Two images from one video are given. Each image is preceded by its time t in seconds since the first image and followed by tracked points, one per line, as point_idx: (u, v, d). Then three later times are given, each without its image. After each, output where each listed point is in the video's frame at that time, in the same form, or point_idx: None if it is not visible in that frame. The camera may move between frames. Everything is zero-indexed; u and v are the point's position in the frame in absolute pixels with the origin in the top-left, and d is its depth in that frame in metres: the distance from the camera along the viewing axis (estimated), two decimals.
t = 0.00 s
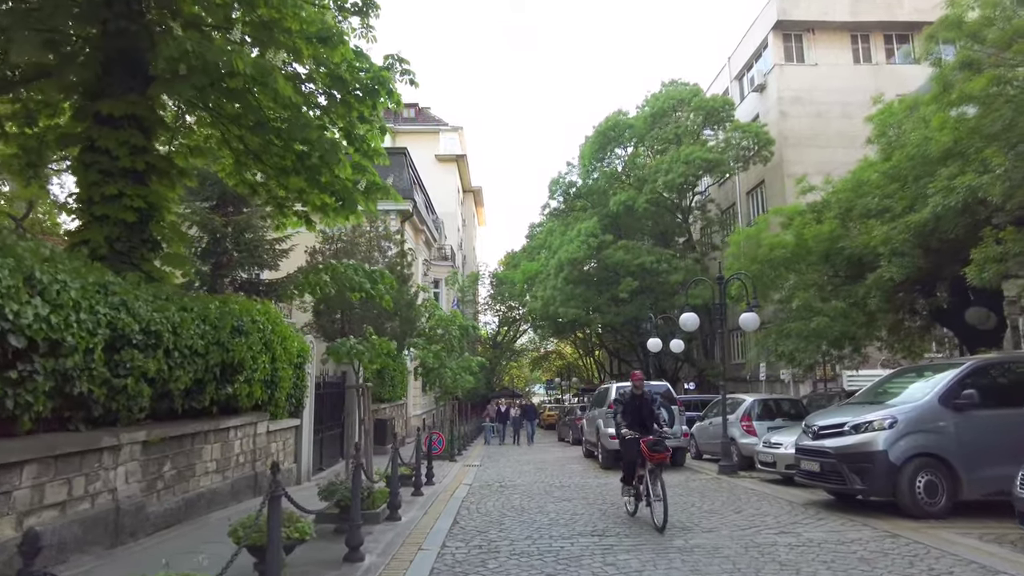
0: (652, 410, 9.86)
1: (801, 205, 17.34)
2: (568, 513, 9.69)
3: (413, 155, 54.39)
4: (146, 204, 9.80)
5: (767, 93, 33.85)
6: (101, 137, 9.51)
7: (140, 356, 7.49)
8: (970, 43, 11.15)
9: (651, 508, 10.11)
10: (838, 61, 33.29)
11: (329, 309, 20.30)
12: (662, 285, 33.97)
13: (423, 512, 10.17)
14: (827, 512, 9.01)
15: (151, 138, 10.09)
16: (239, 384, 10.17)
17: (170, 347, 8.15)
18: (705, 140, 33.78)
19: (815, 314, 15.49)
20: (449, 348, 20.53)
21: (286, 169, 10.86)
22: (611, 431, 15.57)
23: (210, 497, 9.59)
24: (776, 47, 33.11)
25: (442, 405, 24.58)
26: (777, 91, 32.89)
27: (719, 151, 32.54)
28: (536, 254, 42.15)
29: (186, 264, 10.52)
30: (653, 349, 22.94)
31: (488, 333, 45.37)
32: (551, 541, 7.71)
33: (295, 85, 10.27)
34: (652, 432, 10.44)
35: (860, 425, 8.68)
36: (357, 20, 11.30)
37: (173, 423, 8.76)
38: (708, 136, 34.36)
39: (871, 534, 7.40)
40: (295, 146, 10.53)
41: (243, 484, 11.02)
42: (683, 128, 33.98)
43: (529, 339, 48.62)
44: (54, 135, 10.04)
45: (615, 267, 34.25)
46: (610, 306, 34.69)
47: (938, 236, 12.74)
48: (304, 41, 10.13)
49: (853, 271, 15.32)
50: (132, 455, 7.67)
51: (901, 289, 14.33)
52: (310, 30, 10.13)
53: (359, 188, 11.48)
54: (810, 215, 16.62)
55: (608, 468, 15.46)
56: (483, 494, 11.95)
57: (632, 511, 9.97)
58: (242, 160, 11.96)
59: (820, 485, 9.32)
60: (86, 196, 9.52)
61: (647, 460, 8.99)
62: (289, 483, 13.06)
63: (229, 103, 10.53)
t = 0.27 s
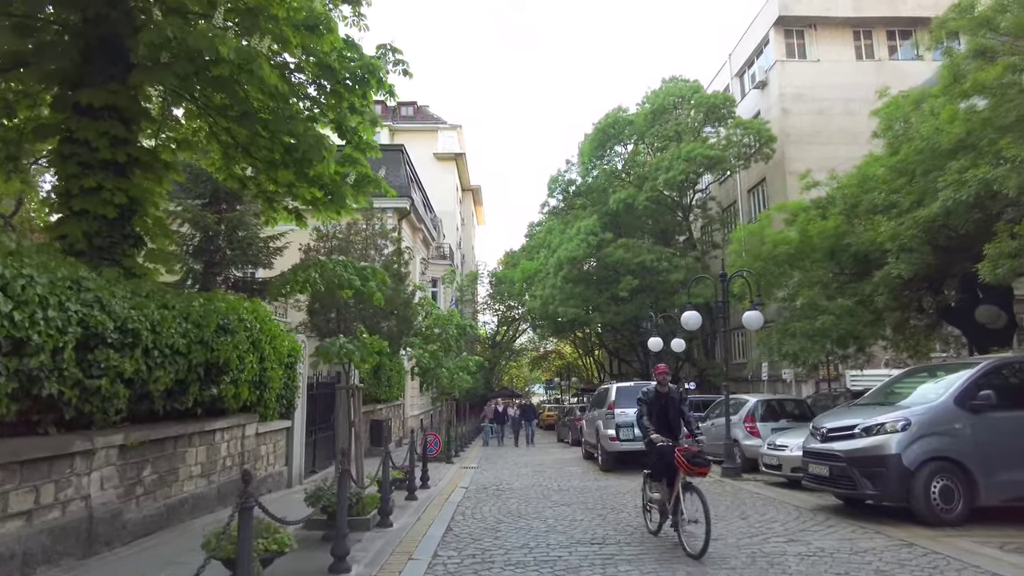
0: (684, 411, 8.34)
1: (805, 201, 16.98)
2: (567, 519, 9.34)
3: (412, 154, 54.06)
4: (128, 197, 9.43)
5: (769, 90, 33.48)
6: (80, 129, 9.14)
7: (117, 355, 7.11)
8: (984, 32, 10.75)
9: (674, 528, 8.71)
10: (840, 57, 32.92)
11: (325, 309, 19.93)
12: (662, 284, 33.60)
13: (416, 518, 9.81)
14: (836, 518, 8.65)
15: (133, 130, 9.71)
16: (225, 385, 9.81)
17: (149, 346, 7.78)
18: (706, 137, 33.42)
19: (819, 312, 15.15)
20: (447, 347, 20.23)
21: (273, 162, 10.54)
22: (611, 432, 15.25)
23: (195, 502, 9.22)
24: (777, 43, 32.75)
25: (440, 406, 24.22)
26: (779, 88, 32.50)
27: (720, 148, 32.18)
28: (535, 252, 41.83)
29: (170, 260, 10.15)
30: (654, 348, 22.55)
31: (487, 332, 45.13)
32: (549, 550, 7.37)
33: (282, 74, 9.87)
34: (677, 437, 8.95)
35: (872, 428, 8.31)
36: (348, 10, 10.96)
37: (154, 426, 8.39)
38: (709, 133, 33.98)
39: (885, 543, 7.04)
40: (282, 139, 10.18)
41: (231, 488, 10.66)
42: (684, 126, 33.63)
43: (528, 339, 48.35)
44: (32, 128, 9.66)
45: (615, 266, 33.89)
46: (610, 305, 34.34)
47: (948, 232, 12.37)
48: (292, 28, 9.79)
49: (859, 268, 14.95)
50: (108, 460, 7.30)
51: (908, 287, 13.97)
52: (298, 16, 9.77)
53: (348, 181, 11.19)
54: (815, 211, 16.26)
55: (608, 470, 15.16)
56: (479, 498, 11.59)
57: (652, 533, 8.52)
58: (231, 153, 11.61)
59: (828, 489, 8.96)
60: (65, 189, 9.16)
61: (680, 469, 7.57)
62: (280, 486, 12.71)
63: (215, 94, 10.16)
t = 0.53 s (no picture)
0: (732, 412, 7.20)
1: (810, 197, 16.64)
2: (568, 524, 8.96)
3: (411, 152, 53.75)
4: (111, 189, 9.06)
5: (771, 86, 33.13)
6: (60, 118, 8.78)
7: (94, 352, 6.76)
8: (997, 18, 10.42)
9: (723, 550, 7.48)
10: (843, 53, 32.57)
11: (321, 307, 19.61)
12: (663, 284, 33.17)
13: (411, 522, 9.46)
14: (849, 522, 8.30)
15: (118, 119, 9.36)
16: (213, 384, 9.46)
17: (131, 342, 7.44)
18: (707, 134, 33.09)
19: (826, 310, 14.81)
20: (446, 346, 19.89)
21: (264, 154, 10.22)
22: (612, 432, 14.91)
23: (181, 505, 8.85)
24: (779, 39, 32.41)
25: (438, 406, 23.86)
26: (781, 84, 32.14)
27: (721, 145, 31.83)
28: (535, 252, 41.48)
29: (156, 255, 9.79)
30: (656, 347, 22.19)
31: (486, 332, 44.85)
32: (549, 557, 7.02)
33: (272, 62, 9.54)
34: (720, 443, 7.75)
35: (886, 428, 7.95)
36: None
37: (137, 426, 8.02)
38: (710, 130, 33.63)
39: (903, 549, 6.70)
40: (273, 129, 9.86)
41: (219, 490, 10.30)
42: (684, 122, 33.29)
43: (528, 338, 48.02)
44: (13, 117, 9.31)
45: (615, 264, 33.53)
46: (610, 304, 33.99)
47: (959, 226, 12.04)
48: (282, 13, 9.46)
49: (866, 265, 14.62)
50: (85, 463, 6.94)
51: (918, 283, 13.62)
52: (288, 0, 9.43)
53: (341, 174, 10.91)
54: (820, 206, 15.93)
55: (609, 472, 14.84)
56: (477, 500, 11.25)
57: (695, 560, 7.25)
58: (219, 145, 11.25)
59: (840, 493, 8.59)
60: (45, 180, 8.80)
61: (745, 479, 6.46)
62: (272, 488, 12.35)
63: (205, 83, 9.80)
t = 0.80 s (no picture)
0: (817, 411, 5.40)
1: (817, 193, 16.27)
2: (570, 529, 8.62)
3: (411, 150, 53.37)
4: (94, 180, 8.70)
5: (774, 83, 32.76)
6: (41, 105, 8.41)
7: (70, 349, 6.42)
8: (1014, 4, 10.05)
9: None
10: (847, 50, 32.21)
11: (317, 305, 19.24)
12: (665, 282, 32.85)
13: (406, 526, 9.09)
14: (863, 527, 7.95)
15: (102, 108, 9.00)
16: (201, 382, 9.10)
17: (111, 337, 7.09)
18: (709, 131, 32.72)
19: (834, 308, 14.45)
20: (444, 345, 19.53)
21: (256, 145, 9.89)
22: (614, 433, 14.56)
23: (168, 508, 8.49)
24: (782, 35, 32.05)
25: (437, 406, 23.52)
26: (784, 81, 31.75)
27: (724, 142, 31.45)
28: (535, 251, 41.16)
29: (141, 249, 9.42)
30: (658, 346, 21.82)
31: (486, 332, 44.48)
32: (550, 565, 6.66)
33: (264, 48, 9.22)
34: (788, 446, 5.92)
35: (901, 429, 7.58)
36: None
37: (120, 426, 7.66)
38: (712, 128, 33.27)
39: (925, 558, 6.34)
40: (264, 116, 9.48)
41: (209, 492, 9.96)
42: (687, 119, 32.92)
43: (528, 338, 47.66)
44: None
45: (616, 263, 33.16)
46: (611, 303, 33.59)
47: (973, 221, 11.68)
48: None
49: (875, 262, 14.25)
50: (61, 465, 6.59)
51: (927, 279, 13.29)
52: None
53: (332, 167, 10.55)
54: (827, 202, 15.56)
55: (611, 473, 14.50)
56: (475, 503, 10.89)
57: None
58: (208, 137, 10.86)
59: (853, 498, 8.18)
60: (25, 170, 8.43)
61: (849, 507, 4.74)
62: (264, 490, 12.01)
63: (196, 70, 9.48)
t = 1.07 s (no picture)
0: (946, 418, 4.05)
1: (821, 190, 15.96)
2: (570, 536, 8.29)
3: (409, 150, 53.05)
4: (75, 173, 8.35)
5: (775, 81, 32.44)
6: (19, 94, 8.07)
7: (42, 348, 6.09)
8: None
9: None
10: (848, 48, 31.91)
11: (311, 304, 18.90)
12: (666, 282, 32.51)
13: (399, 532, 8.76)
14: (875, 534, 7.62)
15: (83, 98, 8.66)
16: (186, 383, 8.77)
17: (88, 336, 6.77)
18: (710, 130, 32.42)
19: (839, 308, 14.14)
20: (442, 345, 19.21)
21: (244, 137, 9.60)
22: (614, 435, 14.23)
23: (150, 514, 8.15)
24: (784, 33, 31.76)
25: (434, 407, 23.17)
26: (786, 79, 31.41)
27: (725, 140, 31.13)
28: (534, 251, 40.84)
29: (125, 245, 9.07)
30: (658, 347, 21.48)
31: (485, 332, 44.14)
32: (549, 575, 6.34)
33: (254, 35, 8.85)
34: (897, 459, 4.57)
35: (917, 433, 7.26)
36: None
37: (99, 428, 7.33)
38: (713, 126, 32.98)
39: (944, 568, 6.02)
40: (252, 105, 9.22)
41: (196, 497, 9.62)
42: (687, 118, 32.62)
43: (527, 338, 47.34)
44: None
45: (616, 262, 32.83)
46: (611, 303, 33.24)
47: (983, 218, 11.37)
48: None
49: (882, 260, 13.93)
50: (33, 470, 6.27)
51: (935, 277, 12.98)
52: None
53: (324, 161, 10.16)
54: (832, 200, 15.24)
55: (611, 476, 14.17)
56: (472, 508, 10.56)
57: None
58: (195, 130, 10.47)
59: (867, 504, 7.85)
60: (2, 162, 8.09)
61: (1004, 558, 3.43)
62: (254, 494, 11.67)
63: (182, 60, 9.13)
